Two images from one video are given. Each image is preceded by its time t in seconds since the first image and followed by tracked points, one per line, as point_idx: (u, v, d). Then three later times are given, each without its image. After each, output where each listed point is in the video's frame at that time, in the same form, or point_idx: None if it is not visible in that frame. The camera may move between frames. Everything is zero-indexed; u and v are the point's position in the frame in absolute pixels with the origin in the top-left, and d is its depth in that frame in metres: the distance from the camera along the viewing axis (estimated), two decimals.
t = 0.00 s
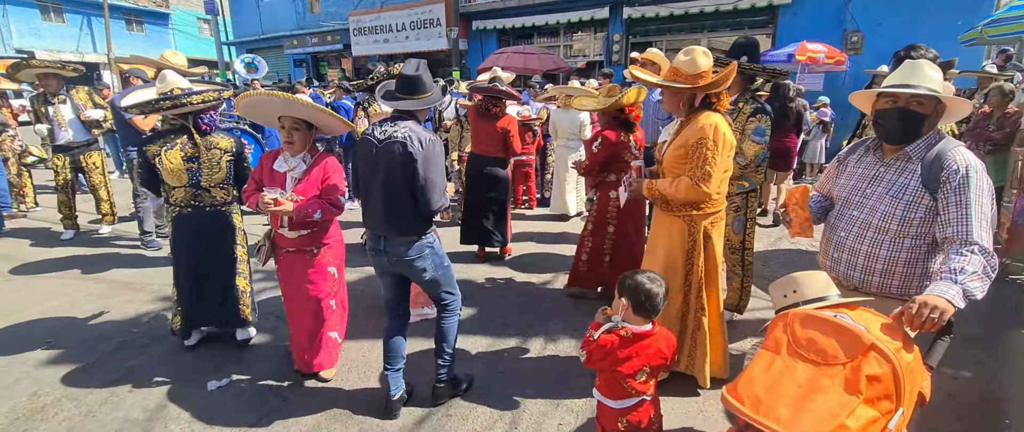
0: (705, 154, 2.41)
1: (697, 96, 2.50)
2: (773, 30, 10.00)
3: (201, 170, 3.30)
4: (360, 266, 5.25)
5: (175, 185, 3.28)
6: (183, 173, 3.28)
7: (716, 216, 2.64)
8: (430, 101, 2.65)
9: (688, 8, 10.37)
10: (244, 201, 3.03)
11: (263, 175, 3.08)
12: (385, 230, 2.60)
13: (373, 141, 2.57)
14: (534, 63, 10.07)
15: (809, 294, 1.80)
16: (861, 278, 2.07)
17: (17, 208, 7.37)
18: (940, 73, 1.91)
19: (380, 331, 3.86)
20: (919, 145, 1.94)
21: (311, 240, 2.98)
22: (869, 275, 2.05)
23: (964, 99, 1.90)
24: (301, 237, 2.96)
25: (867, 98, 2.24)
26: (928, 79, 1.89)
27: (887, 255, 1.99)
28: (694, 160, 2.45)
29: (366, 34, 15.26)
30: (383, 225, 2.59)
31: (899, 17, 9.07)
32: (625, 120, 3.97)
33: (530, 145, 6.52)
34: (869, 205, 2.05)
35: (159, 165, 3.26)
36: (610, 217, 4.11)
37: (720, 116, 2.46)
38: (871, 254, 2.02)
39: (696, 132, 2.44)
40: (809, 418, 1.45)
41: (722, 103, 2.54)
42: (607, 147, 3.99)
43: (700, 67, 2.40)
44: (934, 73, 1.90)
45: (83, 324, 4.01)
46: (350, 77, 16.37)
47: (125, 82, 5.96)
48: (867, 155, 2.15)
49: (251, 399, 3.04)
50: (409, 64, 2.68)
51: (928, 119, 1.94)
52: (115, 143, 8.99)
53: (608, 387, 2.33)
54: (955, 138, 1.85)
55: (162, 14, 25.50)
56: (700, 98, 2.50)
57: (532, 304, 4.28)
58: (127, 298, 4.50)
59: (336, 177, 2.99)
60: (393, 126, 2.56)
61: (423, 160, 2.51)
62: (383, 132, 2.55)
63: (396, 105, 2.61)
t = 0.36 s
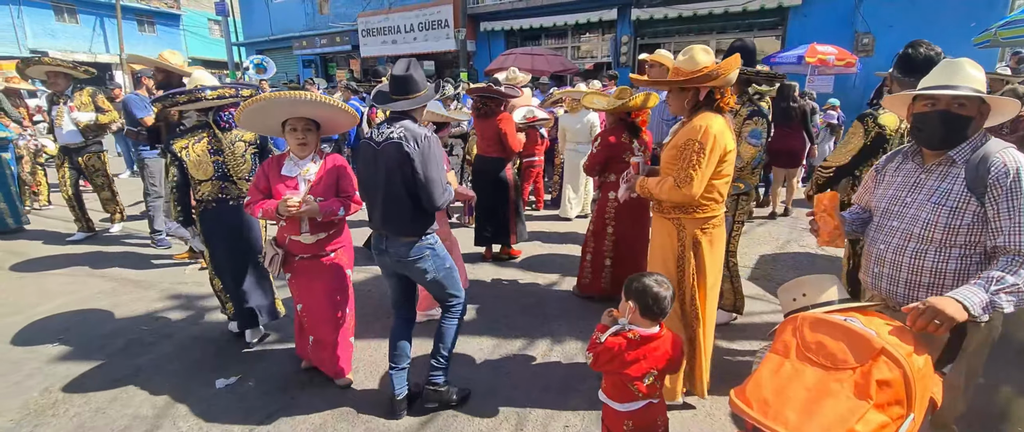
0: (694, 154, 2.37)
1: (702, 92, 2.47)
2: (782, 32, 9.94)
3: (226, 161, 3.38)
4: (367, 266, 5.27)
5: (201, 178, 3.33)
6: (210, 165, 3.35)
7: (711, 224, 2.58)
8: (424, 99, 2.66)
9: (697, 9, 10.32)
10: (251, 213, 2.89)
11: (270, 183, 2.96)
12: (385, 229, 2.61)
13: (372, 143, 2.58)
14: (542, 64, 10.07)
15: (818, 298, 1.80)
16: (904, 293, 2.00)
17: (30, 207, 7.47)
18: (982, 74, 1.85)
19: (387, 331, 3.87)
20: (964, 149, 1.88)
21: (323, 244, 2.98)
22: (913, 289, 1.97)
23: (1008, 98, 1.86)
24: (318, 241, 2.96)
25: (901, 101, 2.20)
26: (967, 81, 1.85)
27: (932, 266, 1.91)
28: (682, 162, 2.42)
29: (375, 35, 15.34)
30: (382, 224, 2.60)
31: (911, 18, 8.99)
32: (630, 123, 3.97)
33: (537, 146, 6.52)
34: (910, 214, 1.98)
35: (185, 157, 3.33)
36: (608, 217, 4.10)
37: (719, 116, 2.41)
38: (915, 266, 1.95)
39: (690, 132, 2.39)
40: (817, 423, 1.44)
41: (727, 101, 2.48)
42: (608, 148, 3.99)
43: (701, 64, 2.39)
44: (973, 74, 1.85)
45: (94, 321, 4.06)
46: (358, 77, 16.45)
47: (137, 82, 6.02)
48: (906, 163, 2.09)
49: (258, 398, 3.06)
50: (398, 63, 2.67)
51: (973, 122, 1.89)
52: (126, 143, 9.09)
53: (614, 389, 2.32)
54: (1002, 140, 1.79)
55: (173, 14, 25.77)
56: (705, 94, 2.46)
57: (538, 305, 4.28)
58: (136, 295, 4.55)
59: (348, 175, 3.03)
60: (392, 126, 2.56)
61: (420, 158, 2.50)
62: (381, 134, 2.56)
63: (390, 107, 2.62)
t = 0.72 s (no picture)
0: (687, 163, 2.34)
1: (698, 94, 2.43)
2: (787, 34, 9.90)
3: (229, 167, 3.41)
4: (371, 268, 5.28)
5: (206, 188, 3.41)
6: (215, 176, 3.40)
7: (710, 232, 2.51)
8: (439, 101, 2.69)
9: (701, 11, 10.30)
10: (272, 225, 2.67)
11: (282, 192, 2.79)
12: (428, 235, 2.62)
13: (411, 146, 2.54)
14: (546, 66, 10.07)
15: (825, 302, 1.78)
16: (932, 300, 2.02)
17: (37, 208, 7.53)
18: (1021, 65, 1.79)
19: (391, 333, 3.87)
20: (1001, 149, 1.85)
21: (344, 248, 2.97)
22: (942, 295, 1.99)
23: None
24: (340, 245, 2.94)
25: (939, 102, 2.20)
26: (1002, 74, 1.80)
27: (960, 272, 1.92)
28: (678, 171, 2.38)
29: (379, 38, 15.40)
30: (418, 224, 2.59)
31: (917, 20, 8.95)
32: (625, 127, 3.97)
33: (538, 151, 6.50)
34: (942, 218, 1.99)
35: (195, 165, 3.41)
36: (604, 220, 4.08)
37: (715, 123, 2.36)
38: (946, 271, 1.96)
39: (682, 141, 2.37)
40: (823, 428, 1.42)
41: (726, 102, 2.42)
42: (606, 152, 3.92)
43: (692, 67, 2.37)
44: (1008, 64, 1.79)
45: (99, 322, 4.08)
46: (363, 80, 16.51)
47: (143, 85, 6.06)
48: (944, 166, 2.09)
49: (262, 399, 3.06)
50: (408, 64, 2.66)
51: (1011, 119, 1.86)
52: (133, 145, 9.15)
53: (621, 391, 2.31)
54: None
55: (180, 18, 25.97)
56: (699, 97, 2.43)
57: (542, 308, 4.27)
58: (142, 296, 4.57)
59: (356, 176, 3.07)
60: (431, 131, 2.61)
61: (473, 161, 2.70)
62: (422, 138, 2.57)
63: (409, 111, 2.61)
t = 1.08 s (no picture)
0: (698, 171, 2.34)
1: (700, 99, 2.44)
2: (791, 36, 9.88)
3: (234, 162, 3.45)
4: (375, 269, 5.28)
5: (208, 181, 3.50)
6: (217, 171, 3.47)
7: (716, 237, 2.49)
8: (471, 104, 2.75)
9: (704, 13, 10.28)
10: (314, 234, 2.55)
11: (304, 199, 2.61)
12: (490, 228, 2.74)
13: (472, 147, 2.62)
14: (549, 68, 10.08)
15: (831, 304, 1.76)
16: (955, 300, 2.05)
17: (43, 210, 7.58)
18: None
19: (393, 334, 3.87)
20: None
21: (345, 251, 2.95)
22: (964, 295, 2.02)
23: None
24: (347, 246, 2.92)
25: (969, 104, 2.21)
26: None
27: (983, 273, 1.94)
28: (690, 177, 2.37)
29: (383, 40, 15.45)
30: (482, 219, 2.66)
31: (922, 22, 8.91)
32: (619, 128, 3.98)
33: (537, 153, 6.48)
34: (968, 219, 2.00)
35: (200, 159, 3.47)
36: (608, 222, 4.12)
37: (723, 128, 2.36)
38: (969, 272, 1.98)
39: (690, 148, 2.36)
40: None
41: (733, 108, 2.42)
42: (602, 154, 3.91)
43: (700, 70, 2.35)
44: None
45: (103, 323, 4.09)
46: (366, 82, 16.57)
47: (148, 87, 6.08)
48: (980, 166, 2.05)
49: (265, 401, 3.07)
50: (440, 68, 2.63)
51: None
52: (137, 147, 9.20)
53: (633, 391, 2.31)
54: None
55: (185, 20, 26.12)
56: (702, 101, 2.43)
57: (546, 309, 4.26)
58: (146, 297, 4.59)
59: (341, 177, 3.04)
60: (480, 131, 2.72)
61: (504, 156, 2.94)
62: (477, 138, 2.67)
63: (443, 114, 2.59)
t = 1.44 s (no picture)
0: (732, 168, 2.32)
1: (724, 102, 2.43)
2: (801, 36, 9.80)
3: (258, 175, 3.76)
4: (384, 271, 5.30)
5: (235, 186, 3.70)
6: (244, 176, 3.70)
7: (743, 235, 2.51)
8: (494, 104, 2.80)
9: (712, 13, 10.23)
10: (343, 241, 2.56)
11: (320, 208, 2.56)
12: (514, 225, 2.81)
13: (506, 145, 2.70)
14: (556, 70, 10.08)
15: (844, 306, 1.74)
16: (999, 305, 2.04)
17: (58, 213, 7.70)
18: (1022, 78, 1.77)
19: (403, 336, 3.88)
20: None
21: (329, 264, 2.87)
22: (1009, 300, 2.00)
23: None
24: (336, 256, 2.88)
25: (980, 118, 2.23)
26: (1011, 108, 1.77)
27: None
28: (723, 176, 2.36)
29: (391, 43, 15.53)
30: (513, 217, 2.74)
31: (934, 20, 8.81)
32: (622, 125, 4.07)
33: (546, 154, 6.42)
34: (1008, 225, 1.99)
35: (225, 167, 3.69)
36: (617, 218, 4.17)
37: (753, 127, 2.36)
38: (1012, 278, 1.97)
39: (723, 148, 2.35)
40: None
41: (753, 109, 2.44)
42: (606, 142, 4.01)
43: (725, 71, 2.34)
44: (1015, 95, 1.76)
45: (117, 324, 4.14)
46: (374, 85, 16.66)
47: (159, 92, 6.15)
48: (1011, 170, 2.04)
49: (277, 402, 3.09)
50: (474, 66, 2.62)
51: None
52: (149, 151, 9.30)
53: (650, 393, 2.32)
54: None
55: (195, 26, 26.44)
56: (727, 103, 2.43)
57: (554, 311, 4.25)
58: (159, 299, 4.64)
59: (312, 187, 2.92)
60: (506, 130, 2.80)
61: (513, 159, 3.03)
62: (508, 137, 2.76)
63: (477, 108, 2.62)
